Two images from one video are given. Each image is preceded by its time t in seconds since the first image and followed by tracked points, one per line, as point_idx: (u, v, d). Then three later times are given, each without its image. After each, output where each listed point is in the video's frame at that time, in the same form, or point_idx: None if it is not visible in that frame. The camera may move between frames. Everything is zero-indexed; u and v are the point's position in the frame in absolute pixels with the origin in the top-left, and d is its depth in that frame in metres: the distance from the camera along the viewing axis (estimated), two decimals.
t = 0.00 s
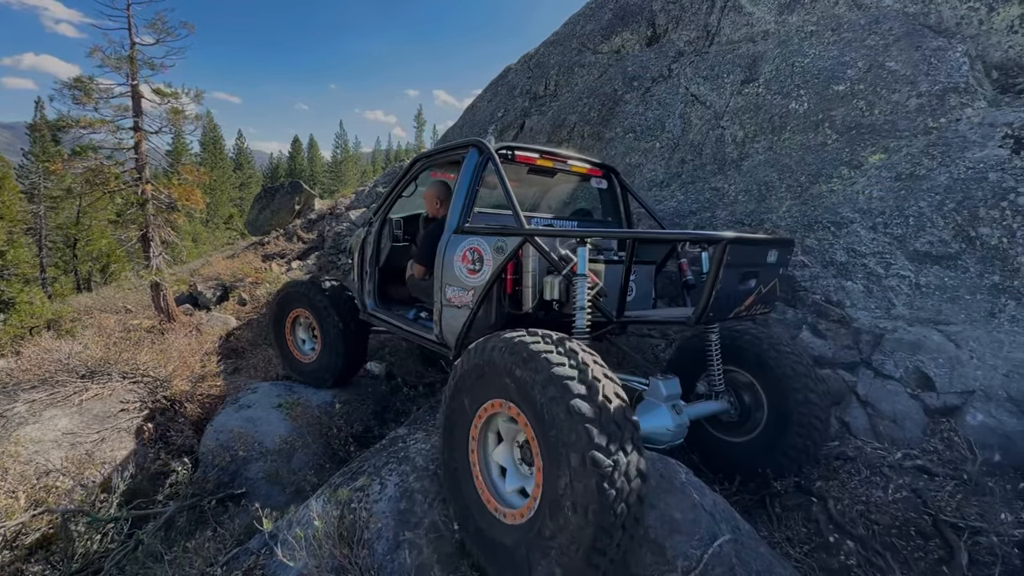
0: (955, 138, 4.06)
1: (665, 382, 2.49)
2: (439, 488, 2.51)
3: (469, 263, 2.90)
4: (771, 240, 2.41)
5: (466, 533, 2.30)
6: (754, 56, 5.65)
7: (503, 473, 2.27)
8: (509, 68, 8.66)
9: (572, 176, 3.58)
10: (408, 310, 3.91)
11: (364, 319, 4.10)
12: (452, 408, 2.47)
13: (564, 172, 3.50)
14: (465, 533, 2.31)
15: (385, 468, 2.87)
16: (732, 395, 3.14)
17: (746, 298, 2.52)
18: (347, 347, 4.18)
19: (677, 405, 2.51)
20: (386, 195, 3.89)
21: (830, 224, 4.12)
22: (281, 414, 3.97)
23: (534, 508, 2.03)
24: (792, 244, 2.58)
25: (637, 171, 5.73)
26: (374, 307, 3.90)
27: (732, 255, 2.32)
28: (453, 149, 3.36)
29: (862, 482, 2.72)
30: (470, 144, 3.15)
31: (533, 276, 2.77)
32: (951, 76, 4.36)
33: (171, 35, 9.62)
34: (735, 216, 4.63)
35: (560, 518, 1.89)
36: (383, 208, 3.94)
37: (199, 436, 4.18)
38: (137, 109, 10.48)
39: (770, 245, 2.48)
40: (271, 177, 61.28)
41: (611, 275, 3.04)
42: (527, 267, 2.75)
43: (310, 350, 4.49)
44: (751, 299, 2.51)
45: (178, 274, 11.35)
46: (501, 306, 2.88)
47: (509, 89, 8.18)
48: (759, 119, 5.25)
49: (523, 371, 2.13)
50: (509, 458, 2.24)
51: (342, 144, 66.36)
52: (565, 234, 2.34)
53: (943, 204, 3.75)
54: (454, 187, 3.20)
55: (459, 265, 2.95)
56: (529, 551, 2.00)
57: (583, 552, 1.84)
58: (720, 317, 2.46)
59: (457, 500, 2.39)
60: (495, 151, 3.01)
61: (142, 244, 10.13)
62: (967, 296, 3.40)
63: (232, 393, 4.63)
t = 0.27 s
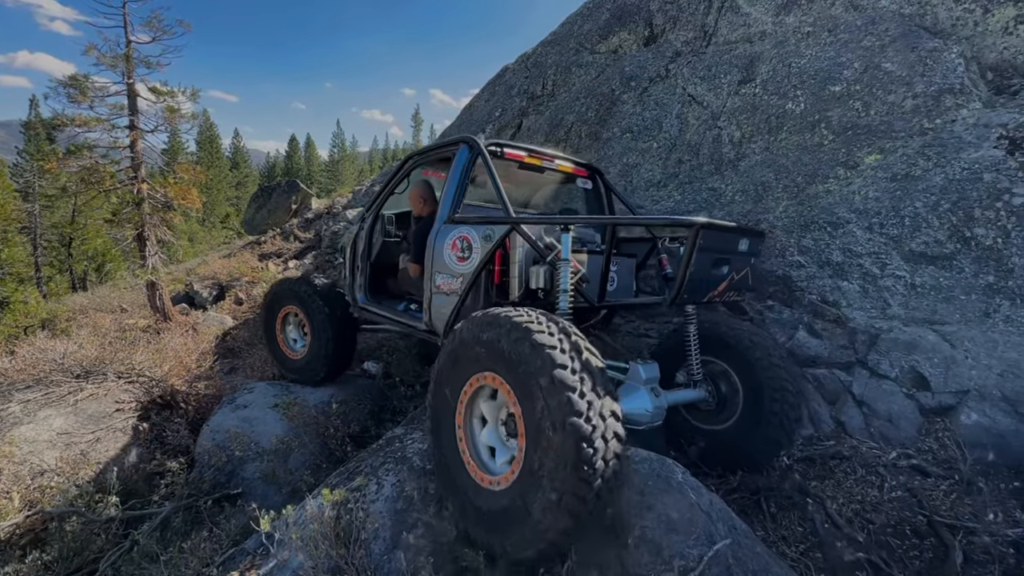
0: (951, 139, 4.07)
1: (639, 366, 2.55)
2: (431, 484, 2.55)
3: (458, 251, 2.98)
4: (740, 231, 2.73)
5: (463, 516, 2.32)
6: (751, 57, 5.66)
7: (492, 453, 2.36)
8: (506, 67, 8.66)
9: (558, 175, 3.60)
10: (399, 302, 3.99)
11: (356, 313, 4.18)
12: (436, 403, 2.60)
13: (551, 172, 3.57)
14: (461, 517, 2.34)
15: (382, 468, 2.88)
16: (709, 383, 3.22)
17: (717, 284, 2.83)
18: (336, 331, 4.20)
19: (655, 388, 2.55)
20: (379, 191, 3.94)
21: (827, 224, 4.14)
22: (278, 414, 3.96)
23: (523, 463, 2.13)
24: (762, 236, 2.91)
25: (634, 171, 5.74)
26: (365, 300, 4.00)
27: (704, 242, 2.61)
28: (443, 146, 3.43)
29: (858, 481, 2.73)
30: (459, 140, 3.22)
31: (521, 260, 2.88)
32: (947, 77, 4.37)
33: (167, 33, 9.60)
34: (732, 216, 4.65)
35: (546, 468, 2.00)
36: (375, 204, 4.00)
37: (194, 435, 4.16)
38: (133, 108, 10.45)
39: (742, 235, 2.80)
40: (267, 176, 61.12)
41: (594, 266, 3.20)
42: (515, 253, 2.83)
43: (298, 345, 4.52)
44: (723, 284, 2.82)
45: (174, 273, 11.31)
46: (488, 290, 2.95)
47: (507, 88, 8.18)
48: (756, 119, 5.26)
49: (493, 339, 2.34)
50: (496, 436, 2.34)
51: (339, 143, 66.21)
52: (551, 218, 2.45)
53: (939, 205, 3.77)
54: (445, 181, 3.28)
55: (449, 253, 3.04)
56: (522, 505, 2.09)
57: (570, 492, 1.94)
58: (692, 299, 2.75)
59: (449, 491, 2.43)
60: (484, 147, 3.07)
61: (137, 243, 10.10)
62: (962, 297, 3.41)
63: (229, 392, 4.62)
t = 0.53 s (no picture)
0: (948, 140, 4.08)
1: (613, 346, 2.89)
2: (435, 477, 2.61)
3: (447, 234, 3.39)
4: (702, 213, 2.94)
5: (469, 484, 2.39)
6: (749, 57, 5.68)
7: (483, 416, 2.59)
8: (505, 67, 8.66)
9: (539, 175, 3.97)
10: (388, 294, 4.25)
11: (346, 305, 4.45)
12: (422, 397, 2.83)
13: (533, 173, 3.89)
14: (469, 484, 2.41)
15: (381, 467, 2.88)
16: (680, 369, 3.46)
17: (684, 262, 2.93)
18: (322, 312, 4.52)
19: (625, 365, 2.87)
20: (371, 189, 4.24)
21: (824, 224, 4.15)
22: (276, 414, 3.95)
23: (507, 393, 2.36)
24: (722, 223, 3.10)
25: (633, 172, 5.75)
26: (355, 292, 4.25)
27: (669, 219, 2.79)
28: (433, 145, 3.82)
29: (854, 480, 2.74)
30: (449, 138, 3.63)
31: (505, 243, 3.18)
32: (943, 79, 4.39)
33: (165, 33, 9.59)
34: (730, 216, 4.67)
35: (525, 383, 2.27)
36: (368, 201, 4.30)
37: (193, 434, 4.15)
38: (130, 107, 10.44)
39: (703, 218, 2.99)
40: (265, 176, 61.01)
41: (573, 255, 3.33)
42: (501, 235, 3.16)
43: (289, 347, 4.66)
44: (689, 261, 2.92)
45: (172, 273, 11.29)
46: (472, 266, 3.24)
47: (505, 88, 8.18)
48: (754, 119, 5.27)
49: (455, 305, 2.75)
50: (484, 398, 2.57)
51: (337, 143, 66.12)
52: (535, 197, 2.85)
53: (935, 206, 3.78)
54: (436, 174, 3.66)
55: (438, 237, 3.43)
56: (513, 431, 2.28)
57: (548, 392, 2.19)
58: (660, 276, 2.84)
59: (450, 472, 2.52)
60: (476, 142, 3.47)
61: (135, 243, 10.09)
62: (959, 297, 3.43)
63: (227, 392, 4.62)
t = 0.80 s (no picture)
0: (948, 141, 4.08)
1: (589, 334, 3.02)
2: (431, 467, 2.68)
3: (429, 229, 3.61)
4: (669, 202, 2.97)
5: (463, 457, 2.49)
6: (750, 58, 5.67)
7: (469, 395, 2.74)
8: (505, 68, 8.66)
9: (520, 176, 4.23)
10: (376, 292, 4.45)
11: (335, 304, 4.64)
12: (409, 400, 2.96)
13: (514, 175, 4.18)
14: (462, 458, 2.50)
15: (381, 467, 2.89)
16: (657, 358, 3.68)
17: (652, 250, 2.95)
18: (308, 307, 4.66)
19: (602, 351, 2.97)
20: (360, 193, 4.48)
21: (825, 225, 4.15)
22: (276, 414, 3.96)
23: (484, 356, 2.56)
24: (691, 212, 3.11)
25: (633, 172, 5.76)
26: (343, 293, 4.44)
27: (634, 208, 2.84)
28: (416, 149, 4.02)
29: (855, 481, 2.74)
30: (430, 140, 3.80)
31: (486, 239, 3.34)
32: (944, 80, 4.39)
33: (167, 33, 9.62)
34: (730, 217, 4.68)
35: (494, 334, 2.52)
36: (356, 204, 4.54)
37: (193, 434, 4.16)
38: (132, 107, 10.46)
39: (670, 208, 3.01)
40: (266, 176, 61.06)
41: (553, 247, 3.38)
42: (481, 230, 3.31)
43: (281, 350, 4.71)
44: (656, 249, 2.93)
45: (173, 273, 11.30)
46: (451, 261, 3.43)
47: (506, 89, 8.18)
48: (755, 120, 5.26)
49: (424, 304, 3.01)
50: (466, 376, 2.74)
51: (338, 143, 66.16)
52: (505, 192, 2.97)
53: (936, 207, 3.78)
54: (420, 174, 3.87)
55: (421, 232, 3.66)
56: (492, 389, 2.46)
57: (512, 329, 2.45)
58: (629, 263, 2.85)
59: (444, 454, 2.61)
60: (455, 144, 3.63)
61: (136, 242, 10.11)
62: (959, 299, 3.43)
63: (227, 392, 4.63)
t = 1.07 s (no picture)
0: (953, 142, 4.07)
1: (575, 326, 2.90)
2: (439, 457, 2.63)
3: (419, 230, 3.65)
4: (650, 198, 3.06)
5: (468, 432, 2.49)
6: (754, 59, 5.67)
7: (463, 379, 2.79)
8: (510, 69, 8.68)
9: (509, 177, 4.32)
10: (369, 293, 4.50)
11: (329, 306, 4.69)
12: (407, 408, 2.96)
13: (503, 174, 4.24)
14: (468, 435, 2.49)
15: (385, 466, 2.90)
16: (643, 350, 3.86)
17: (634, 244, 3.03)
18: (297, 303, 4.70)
19: (591, 344, 2.89)
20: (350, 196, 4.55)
21: (829, 226, 4.14)
22: (280, 413, 3.97)
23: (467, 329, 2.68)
24: (670, 207, 3.20)
25: (637, 173, 5.77)
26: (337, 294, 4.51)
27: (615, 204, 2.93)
28: (405, 152, 4.08)
29: (859, 483, 2.74)
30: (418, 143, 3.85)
31: (475, 239, 3.41)
32: (949, 81, 4.38)
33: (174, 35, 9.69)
34: (734, 219, 4.69)
35: (471, 308, 2.65)
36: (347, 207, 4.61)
37: (199, 432, 4.19)
38: (139, 108, 10.54)
39: (651, 203, 3.10)
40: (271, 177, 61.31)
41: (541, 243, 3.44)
42: (470, 230, 3.40)
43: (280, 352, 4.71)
44: (638, 243, 3.02)
45: (179, 273, 11.37)
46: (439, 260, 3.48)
47: (510, 90, 8.21)
48: (759, 121, 5.26)
49: (406, 315, 3.12)
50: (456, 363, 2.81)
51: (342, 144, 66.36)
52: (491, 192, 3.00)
53: (941, 208, 3.77)
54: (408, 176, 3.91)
55: (411, 232, 3.70)
56: (479, 355, 2.57)
57: (485, 297, 2.62)
58: (611, 258, 2.94)
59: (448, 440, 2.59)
60: (443, 146, 3.68)
61: (143, 242, 10.18)
62: (965, 300, 3.42)
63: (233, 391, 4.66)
